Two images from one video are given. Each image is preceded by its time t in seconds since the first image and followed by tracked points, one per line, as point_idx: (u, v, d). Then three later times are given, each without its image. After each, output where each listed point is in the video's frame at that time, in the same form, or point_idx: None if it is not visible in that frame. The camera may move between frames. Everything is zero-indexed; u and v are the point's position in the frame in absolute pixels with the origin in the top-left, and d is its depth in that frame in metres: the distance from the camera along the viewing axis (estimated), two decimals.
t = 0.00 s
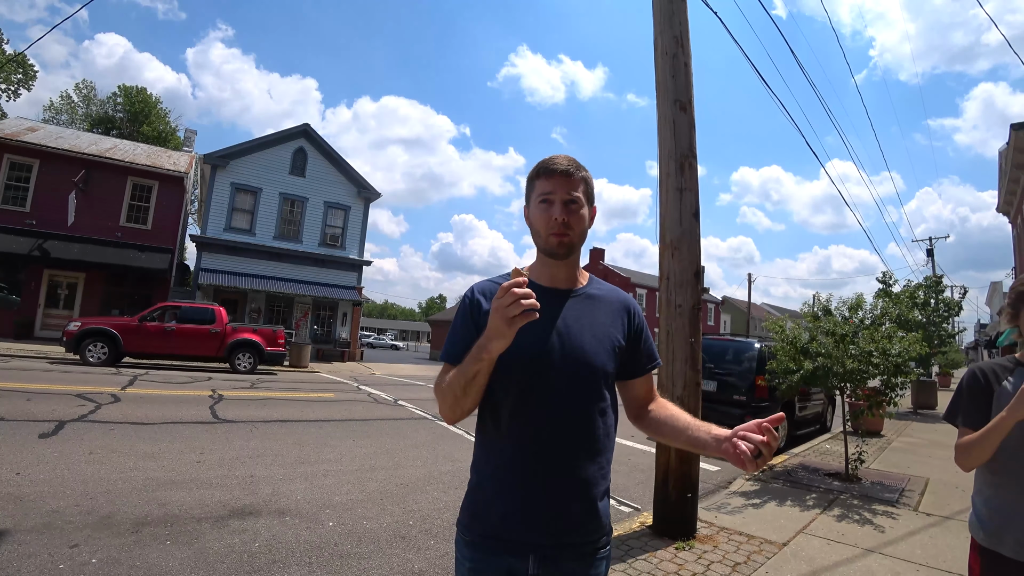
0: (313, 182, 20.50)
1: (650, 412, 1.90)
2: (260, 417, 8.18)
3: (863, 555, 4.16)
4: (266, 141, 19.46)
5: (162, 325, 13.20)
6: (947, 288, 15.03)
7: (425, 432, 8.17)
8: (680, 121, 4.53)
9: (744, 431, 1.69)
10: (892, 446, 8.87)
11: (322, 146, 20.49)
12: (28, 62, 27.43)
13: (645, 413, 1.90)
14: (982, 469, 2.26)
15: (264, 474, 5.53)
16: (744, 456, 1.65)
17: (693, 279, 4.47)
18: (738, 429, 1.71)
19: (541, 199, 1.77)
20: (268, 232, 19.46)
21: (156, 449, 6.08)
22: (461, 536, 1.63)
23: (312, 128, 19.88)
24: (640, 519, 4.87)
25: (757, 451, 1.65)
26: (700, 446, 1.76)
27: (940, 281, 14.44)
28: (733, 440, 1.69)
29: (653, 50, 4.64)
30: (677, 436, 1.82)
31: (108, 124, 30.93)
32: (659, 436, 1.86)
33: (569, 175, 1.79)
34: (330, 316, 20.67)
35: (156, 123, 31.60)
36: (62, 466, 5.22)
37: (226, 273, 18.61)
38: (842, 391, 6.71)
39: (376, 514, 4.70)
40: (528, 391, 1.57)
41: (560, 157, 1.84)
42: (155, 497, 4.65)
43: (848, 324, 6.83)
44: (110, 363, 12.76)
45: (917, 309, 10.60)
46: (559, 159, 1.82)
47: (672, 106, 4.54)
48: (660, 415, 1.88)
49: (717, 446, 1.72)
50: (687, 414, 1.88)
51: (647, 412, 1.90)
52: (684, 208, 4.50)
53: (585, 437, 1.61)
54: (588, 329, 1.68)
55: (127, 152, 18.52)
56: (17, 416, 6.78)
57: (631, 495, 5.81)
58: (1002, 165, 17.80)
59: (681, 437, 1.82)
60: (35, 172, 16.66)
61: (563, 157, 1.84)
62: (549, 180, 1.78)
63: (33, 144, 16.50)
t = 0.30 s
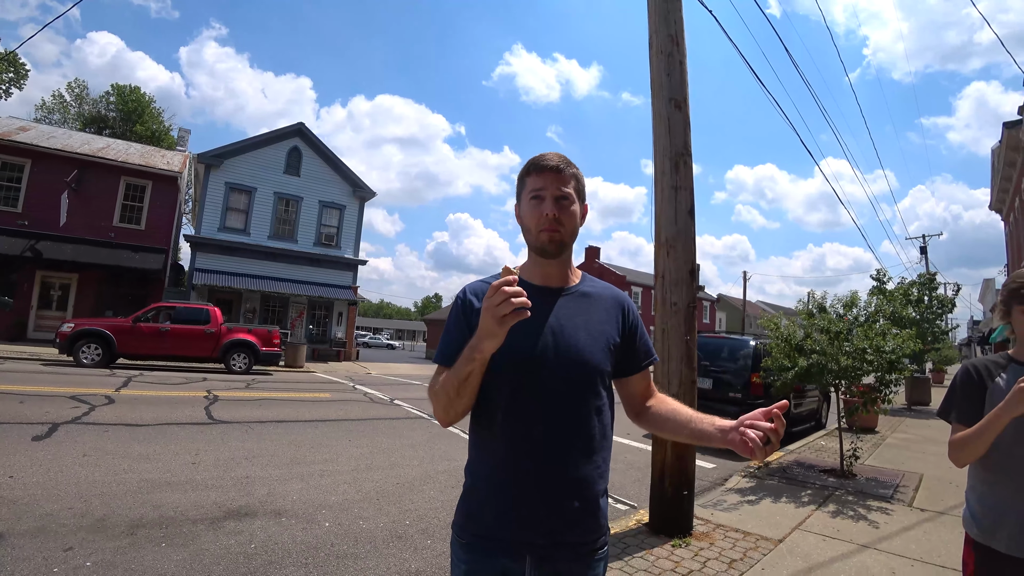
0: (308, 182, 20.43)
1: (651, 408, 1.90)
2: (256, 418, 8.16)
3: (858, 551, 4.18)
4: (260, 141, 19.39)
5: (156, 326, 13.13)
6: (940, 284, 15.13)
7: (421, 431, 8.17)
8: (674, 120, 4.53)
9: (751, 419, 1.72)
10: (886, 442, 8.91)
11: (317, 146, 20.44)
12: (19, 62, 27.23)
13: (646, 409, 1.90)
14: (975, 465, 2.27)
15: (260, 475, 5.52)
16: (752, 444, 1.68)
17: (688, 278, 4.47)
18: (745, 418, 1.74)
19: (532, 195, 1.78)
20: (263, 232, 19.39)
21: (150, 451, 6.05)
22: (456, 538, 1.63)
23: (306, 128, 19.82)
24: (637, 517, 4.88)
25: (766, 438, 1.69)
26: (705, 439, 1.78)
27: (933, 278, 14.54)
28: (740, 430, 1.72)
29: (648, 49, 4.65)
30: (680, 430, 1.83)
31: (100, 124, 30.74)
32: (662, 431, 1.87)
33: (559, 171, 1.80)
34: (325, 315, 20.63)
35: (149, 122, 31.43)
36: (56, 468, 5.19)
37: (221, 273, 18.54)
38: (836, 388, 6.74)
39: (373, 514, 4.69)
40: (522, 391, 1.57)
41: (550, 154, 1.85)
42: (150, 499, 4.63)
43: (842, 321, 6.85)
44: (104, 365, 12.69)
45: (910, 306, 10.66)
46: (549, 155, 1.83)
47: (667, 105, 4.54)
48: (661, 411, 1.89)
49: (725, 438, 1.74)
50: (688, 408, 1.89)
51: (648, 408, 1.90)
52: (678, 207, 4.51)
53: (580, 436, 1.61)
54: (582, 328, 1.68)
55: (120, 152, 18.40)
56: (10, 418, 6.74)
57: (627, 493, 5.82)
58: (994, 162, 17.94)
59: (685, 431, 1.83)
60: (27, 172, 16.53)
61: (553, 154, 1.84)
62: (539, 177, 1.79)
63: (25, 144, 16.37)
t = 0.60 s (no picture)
0: (300, 180, 20.32)
1: (636, 402, 1.90)
2: (250, 418, 8.12)
3: (852, 542, 4.21)
4: (251, 139, 19.23)
5: (148, 327, 13.02)
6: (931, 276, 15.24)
7: (416, 429, 8.16)
8: (666, 114, 4.53)
9: (738, 414, 1.77)
10: (879, 433, 8.99)
11: (308, 144, 20.32)
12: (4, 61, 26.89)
13: (632, 404, 1.90)
14: (967, 454, 2.29)
15: (255, 475, 5.50)
16: (740, 438, 1.72)
17: (681, 272, 4.48)
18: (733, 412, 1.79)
19: (517, 188, 1.76)
20: (255, 231, 19.28)
21: (144, 453, 6.01)
22: (443, 537, 1.61)
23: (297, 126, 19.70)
24: (633, 511, 4.90)
25: (753, 432, 1.74)
26: (693, 434, 1.81)
27: (924, 270, 14.64)
28: (728, 424, 1.76)
29: (639, 44, 4.64)
30: (668, 425, 1.85)
31: (89, 124, 30.44)
32: (649, 426, 1.87)
33: (544, 164, 1.79)
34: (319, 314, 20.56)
35: (138, 122, 31.15)
36: (48, 472, 5.14)
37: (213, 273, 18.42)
38: (830, 380, 6.78)
39: (369, 513, 4.68)
40: (509, 386, 1.57)
41: (535, 147, 1.84)
42: (144, 501, 4.60)
43: (834, 313, 6.89)
44: (96, 367, 12.58)
45: (902, 299, 10.73)
46: (534, 148, 1.81)
47: (658, 99, 4.54)
48: (648, 406, 1.89)
49: (714, 432, 1.78)
50: (673, 402, 1.91)
51: (634, 402, 1.90)
52: (671, 201, 4.51)
53: (568, 429, 1.60)
54: (568, 322, 1.68)
55: (109, 152, 18.23)
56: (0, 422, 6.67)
57: (623, 488, 5.84)
58: (984, 154, 18.07)
59: (672, 426, 1.85)
60: (14, 173, 16.34)
61: (538, 147, 1.83)
62: (524, 170, 1.78)
63: (12, 145, 16.18)
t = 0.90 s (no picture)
0: (296, 178, 20.25)
1: (618, 406, 1.88)
2: (249, 417, 8.11)
3: (852, 537, 4.21)
4: (247, 137, 19.15)
5: (146, 326, 12.98)
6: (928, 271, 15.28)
7: (415, 427, 8.15)
8: (664, 110, 4.51)
9: (719, 418, 1.77)
10: (878, 428, 9.01)
11: (305, 142, 20.24)
12: None
13: (613, 408, 1.89)
14: (966, 449, 2.29)
15: (253, 474, 5.48)
16: (721, 443, 1.72)
17: (679, 269, 4.47)
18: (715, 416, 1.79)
19: (502, 187, 1.75)
20: (252, 229, 19.22)
21: (142, 452, 5.99)
22: (422, 536, 1.59)
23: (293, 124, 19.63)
24: (632, 508, 4.89)
25: (734, 436, 1.74)
26: (674, 437, 1.79)
27: (921, 264, 14.67)
28: (709, 428, 1.75)
29: (636, 39, 4.61)
30: (650, 429, 1.83)
31: (84, 122, 30.29)
32: (630, 430, 1.86)
33: (531, 163, 1.77)
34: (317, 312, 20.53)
35: (134, 120, 31.01)
36: (46, 472, 5.13)
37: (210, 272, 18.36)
38: (828, 375, 6.78)
39: (368, 511, 4.67)
40: (488, 386, 1.56)
41: (522, 146, 1.82)
42: (142, 501, 4.59)
43: (833, 309, 6.89)
44: (93, 366, 12.55)
45: (900, 294, 10.74)
46: (521, 147, 1.80)
47: (655, 95, 4.52)
48: (630, 410, 1.87)
49: (696, 435, 1.76)
50: (655, 406, 1.90)
51: (615, 406, 1.89)
52: (669, 197, 4.50)
53: (547, 431, 1.60)
54: (550, 323, 1.67)
55: (105, 150, 18.14)
56: None
57: (622, 484, 5.83)
58: (981, 149, 18.09)
59: (654, 430, 1.83)
60: (9, 173, 16.26)
61: (525, 146, 1.81)
62: (510, 169, 1.76)
63: (6, 144, 16.09)
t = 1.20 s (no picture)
0: (297, 174, 20.24)
1: (597, 410, 1.89)
2: (247, 413, 8.11)
3: (848, 543, 4.22)
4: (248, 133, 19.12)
5: (144, 321, 12.98)
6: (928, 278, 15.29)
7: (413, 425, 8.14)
8: (666, 111, 4.51)
9: (697, 427, 1.75)
10: (875, 434, 9.02)
11: (306, 138, 20.23)
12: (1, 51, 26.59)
13: (593, 410, 1.90)
14: (966, 454, 2.28)
15: (250, 470, 5.48)
16: (696, 451, 1.71)
17: (680, 270, 4.47)
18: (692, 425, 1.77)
19: (490, 190, 1.74)
20: (252, 225, 19.21)
21: (140, 447, 5.99)
22: (406, 537, 1.59)
23: (295, 120, 19.61)
24: (628, 510, 4.90)
25: (711, 445, 1.73)
26: (650, 444, 1.79)
27: (921, 271, 14.69)
28: (686, 436, 1.74)
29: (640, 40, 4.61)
30: (627, 433, 1.83)
31: (86, 115, 30.26)
32: (607, 434, 1.87)
33: (519, 167, 1.77)
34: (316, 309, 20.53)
35: (136, 113, 30.99)
36: (43, 465, 5.12)
37: (209, 267, 18.34)
38: (826, 380, 6.79)
39: (365, 509, 4.66)
40: (471, 387, 1.56)
41: (511, 149, 1.81)
42: (139, 495, 4.58)
43: (832, 314, 6.89)
44: (92, 360, 12.54)
45: (900, 300, 10.75)
46: (510, 150, 1.79)
47: (658, 97, 4.52)
48: (609, 414, 1.89)
49: (672, 443, 1.76)
50: (634, 411, 1.90)
51: (595, 409, 1.90)
52: (670, 199, 4.50)
53: (528, 432, 1.60)
54: (533, 326, 1.67)
55: (106, 144, 18.12)
56: None
57: (619, 486, 5.84)
58: (982, 156, 18.11)
59: (631, 434, 1.83)
60: (10, 165, 16.23)
61: (514, 149, 1.81)
62: (498, 171, 1.76)
63: (8, 135, 16.07)
